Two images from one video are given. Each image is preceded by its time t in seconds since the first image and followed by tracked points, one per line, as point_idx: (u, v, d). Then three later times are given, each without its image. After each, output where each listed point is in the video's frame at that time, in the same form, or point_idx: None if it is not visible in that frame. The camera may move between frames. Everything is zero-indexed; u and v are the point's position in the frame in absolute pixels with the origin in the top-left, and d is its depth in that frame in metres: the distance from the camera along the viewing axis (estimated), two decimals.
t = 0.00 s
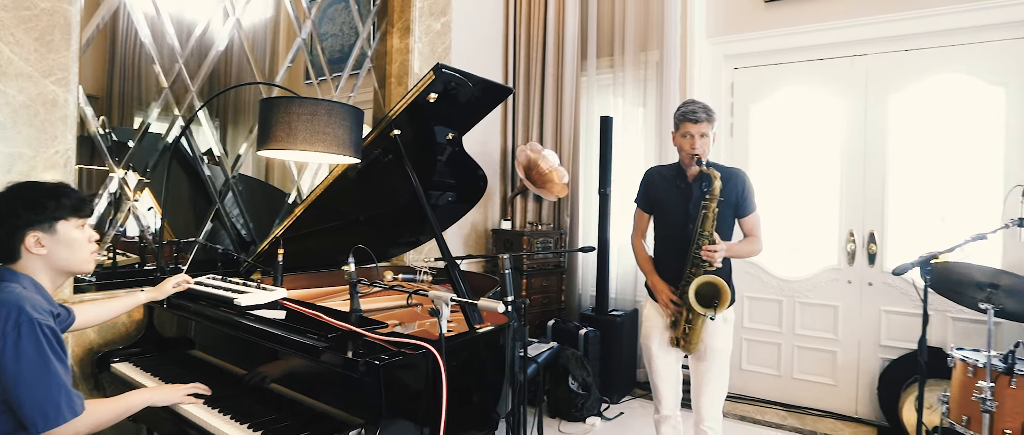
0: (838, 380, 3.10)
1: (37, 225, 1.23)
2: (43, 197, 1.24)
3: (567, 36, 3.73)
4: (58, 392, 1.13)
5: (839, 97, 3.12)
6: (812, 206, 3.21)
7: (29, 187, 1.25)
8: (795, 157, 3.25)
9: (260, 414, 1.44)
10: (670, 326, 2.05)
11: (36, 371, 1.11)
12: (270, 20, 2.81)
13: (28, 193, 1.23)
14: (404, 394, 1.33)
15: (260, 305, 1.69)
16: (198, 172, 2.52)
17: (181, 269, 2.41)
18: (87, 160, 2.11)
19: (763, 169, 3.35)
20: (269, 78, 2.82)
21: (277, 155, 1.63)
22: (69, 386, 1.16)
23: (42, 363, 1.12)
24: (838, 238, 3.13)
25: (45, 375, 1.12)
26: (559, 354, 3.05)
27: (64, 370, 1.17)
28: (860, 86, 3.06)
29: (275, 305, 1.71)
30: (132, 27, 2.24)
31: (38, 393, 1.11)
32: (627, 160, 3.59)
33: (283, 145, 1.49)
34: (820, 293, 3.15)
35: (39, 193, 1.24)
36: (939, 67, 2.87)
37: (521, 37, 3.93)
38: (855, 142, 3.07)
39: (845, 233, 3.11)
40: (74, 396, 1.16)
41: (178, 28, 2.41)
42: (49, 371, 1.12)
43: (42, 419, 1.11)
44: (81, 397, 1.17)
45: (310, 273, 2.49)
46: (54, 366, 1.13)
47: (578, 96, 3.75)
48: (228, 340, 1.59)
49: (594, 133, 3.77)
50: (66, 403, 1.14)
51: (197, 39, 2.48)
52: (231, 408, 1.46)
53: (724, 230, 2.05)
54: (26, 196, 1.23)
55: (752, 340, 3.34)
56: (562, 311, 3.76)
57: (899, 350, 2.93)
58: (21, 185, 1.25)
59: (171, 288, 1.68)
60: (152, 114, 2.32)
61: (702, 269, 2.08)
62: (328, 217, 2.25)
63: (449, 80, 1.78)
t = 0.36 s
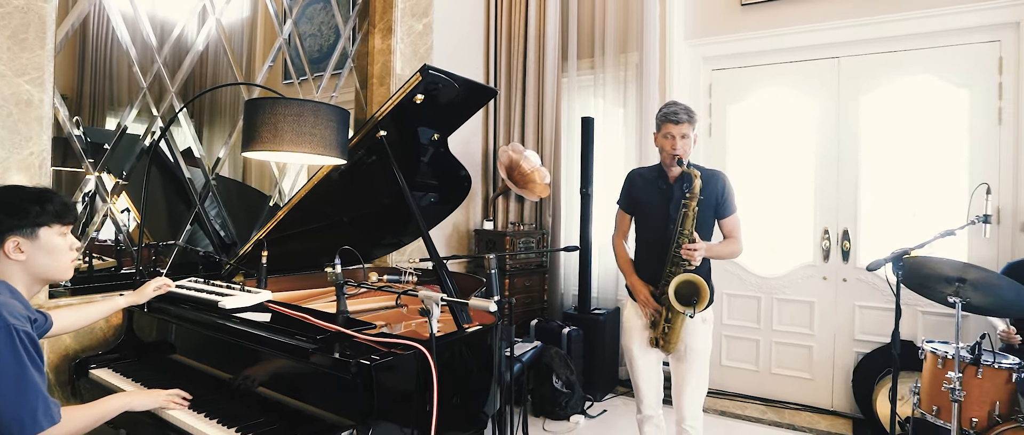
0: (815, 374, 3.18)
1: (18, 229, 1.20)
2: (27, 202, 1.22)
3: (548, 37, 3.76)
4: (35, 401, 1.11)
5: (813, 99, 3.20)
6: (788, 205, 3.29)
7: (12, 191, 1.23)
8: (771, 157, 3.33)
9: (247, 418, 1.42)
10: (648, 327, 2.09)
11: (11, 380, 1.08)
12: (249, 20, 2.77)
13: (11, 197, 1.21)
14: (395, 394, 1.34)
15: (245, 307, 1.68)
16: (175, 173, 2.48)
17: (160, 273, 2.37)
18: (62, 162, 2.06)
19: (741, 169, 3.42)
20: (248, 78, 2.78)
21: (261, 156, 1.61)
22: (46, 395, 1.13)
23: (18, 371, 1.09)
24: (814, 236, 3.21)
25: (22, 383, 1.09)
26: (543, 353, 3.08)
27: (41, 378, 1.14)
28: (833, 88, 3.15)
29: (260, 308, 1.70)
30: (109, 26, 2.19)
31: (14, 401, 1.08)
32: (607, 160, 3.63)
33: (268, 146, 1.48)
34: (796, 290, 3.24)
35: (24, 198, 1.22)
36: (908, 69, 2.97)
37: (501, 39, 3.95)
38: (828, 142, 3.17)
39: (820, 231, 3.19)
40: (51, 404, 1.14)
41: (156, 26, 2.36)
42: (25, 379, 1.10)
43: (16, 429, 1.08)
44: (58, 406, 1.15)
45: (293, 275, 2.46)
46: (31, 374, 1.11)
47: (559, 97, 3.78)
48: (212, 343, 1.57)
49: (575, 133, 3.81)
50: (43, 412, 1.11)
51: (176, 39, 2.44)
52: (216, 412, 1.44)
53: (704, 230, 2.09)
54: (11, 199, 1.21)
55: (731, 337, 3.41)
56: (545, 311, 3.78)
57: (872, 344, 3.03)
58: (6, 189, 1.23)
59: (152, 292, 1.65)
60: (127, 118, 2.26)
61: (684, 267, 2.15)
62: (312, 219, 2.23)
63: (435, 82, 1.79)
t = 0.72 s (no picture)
0: (800, 371, 3.23)
1: (12, 234, 1.19)
2: (31, 208, 1.22)
3: (535, 38, 3.77)
4: (31, 402, 1.09)
5: (796, 99, 3.26)
6: (772, 204, 3.34)
7: (17, 194, 1.23)
8: (756, 156, 3.37)
9: (238, 421, 1.41)
10: (636, 326, 2.13)
11: (1, 383, 1.06)
12: (234, 19, 2.74)
13: (15, 201, 1.21)
14: (388, 396, 1.33)
15: (234, 310, 1.67)
16: (160, 176, 2.44)
17: (145, 276, 2.34)
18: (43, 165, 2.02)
19: (726, 169, 3.46)
20: (234, 79, 2.75)
21: (250, 157, 1.60)
22: (41, 396, 1.12)
23: (8, 373, 1.07)
24: (797, 234, 3.26)
25: (15, 384, 1.08)
26: (532, 353, 3.09)
27: (33, 380, 1.12)
28: (815, 88, 3.21)
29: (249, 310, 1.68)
30: (91, 25, 2.16)
31: (9, 402, 1.06)
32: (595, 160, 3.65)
33: (257, 147, 1.47)
34: (780, 287, 3.29)
35: (29, 204, 1.22)
36: (888, 69, 3.04)
37: (488, 39, 3.96)
38: (811, 142, 3.22)
39: (804, 229, 3.25)
40: (46, 404, 1.12)
41: (139, 26, 2.33)
42: (18, 380, 1.08)
43: (12, 431, 1.06)
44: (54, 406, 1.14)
45: (282, 278, 2.44)
46: (23, 375, 1.09)
47: (546, 97, 3.80)
48: (201, 347, 1.55)
49: (562, 134, 3.83)
50: (39, 412, 1.10)
51: (160, 39, 2.40)
52: (206, 416, 1.42)
53: (692, 230, 2.10)
54: (16, 204, 1.21)
55: (718, 335, 3.45)
56: (534, 311, 3.79)
57: (856, 340, 3.09)
58: (13, 191, 1.23)
59: (137, 295, 1.62)
60: (111, 121, 2.23)
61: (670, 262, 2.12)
62: (301, 220, 2.21)
63: (426, 82, 1.79)
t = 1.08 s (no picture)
0: (790, 368, 3.27)
1: None
2: (24, 213, 1.21)
3: (526, 38, 3.77)
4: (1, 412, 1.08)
5: (785, 99, 3.29)
6: (762, 203, 3.36)
7: (12, 197, 1.23)
8: (746, 156, 3.40)
9: (232, 422, 1.41)
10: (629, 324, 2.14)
11: None
12: (224, 19, 2.72)
13: (8, 204, 1.20)
14: (383, 396, 1.33)
15: (226, 311, 1.66)
16: (149, 177, 2.42)
17: (135, 278, 2.28)
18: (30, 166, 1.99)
19: (717, 168, 3.48)
20: (224, 79, 2.73)
21: (242, 157, 1.59)
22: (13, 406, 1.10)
23: None
24: (787, 233, 3.30)
25: None
26: (525, 353, 3.09)
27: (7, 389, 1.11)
28: (804, 88, 3.24)
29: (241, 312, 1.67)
30: (78, 24, 2.13)
31: None
32: (587, 160, 3.66)
33: (249, 147, 1.46)
34: (771, 286, 3.32)
35: (21, 209, 1.22)
36: (876, 69, 3.08)
37: (480, 40, 3.97)
38: (801, 142, 3.25)
39: (794, 228, 3.28)
40: (18, 417, 1.10)
41: (128, 25, 2.30)
42: None
43: None
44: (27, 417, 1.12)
45: (274, 279, 2.43)
46: None
47: (538, 97, 3.80)
48: (193, 349, 1.54)
49: (554, 134, 3.84)
50: (9, 423, 1.08)
51: (149, 38, 2.38)
52: (199, 418, 1.41)
53: (683, 227, 2.12)
54: (10, 207, 1.20)
55: (709, 333, 3.48)
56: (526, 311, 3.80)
57: (845, 337, 3.12)
58: (10, 194, 1.23)
59: (128, 298, 1.61)
60: (99, 122, 2.21)
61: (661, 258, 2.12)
62: (293, 221, 2.20)
63: (419, 82, 1.79)
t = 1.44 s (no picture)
0: (785, 367, 3.28)
1: None
2: (21, 215, 1.21)
3: (522, 37, 3.78)
4: None
5: (779, 100, 3.31)
6: (756, 203, 3.38)
7: (10, 200, 1.22)
8: (741, 156, 3.41)
9: (228, 423, 1.40)
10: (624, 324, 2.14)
11: None
12: (218, 18, 2.71)
13: (6, 206, 1.20)
14: (379, 396, 1.34)
15: (221, 312, 1.66)
16: (144, 177, 2.41)
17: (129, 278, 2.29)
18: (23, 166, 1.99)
19: (712, 168, 3.49)
20: (218, 78, 2.73)
21: (237, 157, 1.59)
22: None
23: None
24: (781, 233, 3.31)
25: None
26: (520, 352, 3.10)
27: None
28: (798, 89, 3.26)
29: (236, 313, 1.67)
30: (70, 23, 2.12)
31: None
32: (582, 160, 3.67)
33: (244, 147, 1.46)
34: (765, 285, 3.34)
35: (18, 211, 1.21)
36: (869, 70, 3.10)
37: (475, 39, 3.96)
38: (795, 142, 3.27)
39: (788, 227, 3.29)
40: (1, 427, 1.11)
41: (121, 24, 2.29)
42: None
43: None
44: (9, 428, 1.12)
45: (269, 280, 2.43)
46: None
47: (533, 97, 3.81)
48: (188, 350, 1.53)
49: (549, 133, 3.84)
50: None
51: (143, 38, 2.37)
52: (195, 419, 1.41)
53: (678, 227, 2.12)
54: (6, 209, 1.19)
55: (704, 332, 3.49)
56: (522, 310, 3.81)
57: (839, 336, 3.14)
58: (7, 197, 1.23)
59: (122, 299, 1.59)
60: (93, 122, 2.19)
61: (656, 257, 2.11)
62: (288, 221, 2.19)
63: (414, 82, 1.80)
